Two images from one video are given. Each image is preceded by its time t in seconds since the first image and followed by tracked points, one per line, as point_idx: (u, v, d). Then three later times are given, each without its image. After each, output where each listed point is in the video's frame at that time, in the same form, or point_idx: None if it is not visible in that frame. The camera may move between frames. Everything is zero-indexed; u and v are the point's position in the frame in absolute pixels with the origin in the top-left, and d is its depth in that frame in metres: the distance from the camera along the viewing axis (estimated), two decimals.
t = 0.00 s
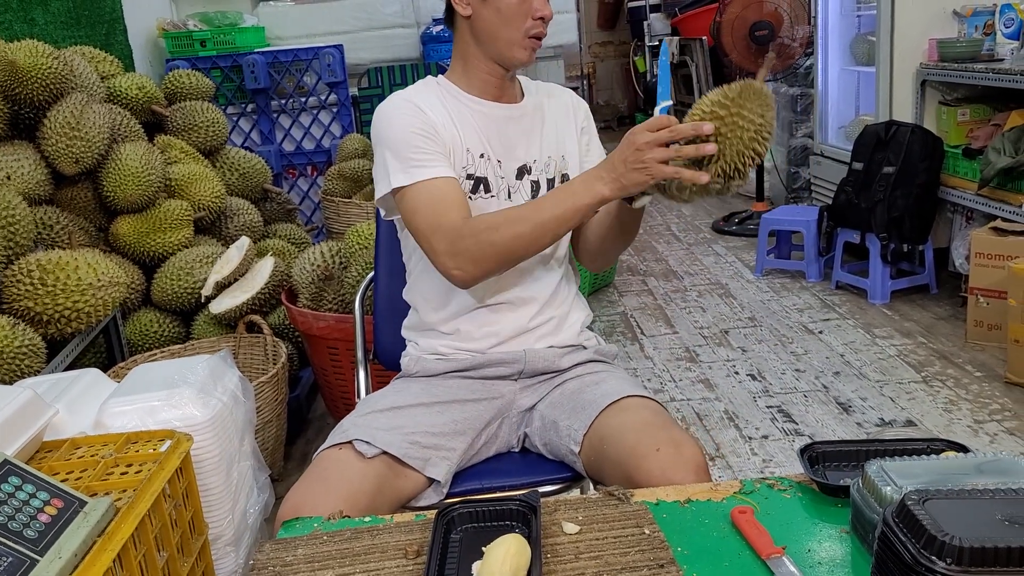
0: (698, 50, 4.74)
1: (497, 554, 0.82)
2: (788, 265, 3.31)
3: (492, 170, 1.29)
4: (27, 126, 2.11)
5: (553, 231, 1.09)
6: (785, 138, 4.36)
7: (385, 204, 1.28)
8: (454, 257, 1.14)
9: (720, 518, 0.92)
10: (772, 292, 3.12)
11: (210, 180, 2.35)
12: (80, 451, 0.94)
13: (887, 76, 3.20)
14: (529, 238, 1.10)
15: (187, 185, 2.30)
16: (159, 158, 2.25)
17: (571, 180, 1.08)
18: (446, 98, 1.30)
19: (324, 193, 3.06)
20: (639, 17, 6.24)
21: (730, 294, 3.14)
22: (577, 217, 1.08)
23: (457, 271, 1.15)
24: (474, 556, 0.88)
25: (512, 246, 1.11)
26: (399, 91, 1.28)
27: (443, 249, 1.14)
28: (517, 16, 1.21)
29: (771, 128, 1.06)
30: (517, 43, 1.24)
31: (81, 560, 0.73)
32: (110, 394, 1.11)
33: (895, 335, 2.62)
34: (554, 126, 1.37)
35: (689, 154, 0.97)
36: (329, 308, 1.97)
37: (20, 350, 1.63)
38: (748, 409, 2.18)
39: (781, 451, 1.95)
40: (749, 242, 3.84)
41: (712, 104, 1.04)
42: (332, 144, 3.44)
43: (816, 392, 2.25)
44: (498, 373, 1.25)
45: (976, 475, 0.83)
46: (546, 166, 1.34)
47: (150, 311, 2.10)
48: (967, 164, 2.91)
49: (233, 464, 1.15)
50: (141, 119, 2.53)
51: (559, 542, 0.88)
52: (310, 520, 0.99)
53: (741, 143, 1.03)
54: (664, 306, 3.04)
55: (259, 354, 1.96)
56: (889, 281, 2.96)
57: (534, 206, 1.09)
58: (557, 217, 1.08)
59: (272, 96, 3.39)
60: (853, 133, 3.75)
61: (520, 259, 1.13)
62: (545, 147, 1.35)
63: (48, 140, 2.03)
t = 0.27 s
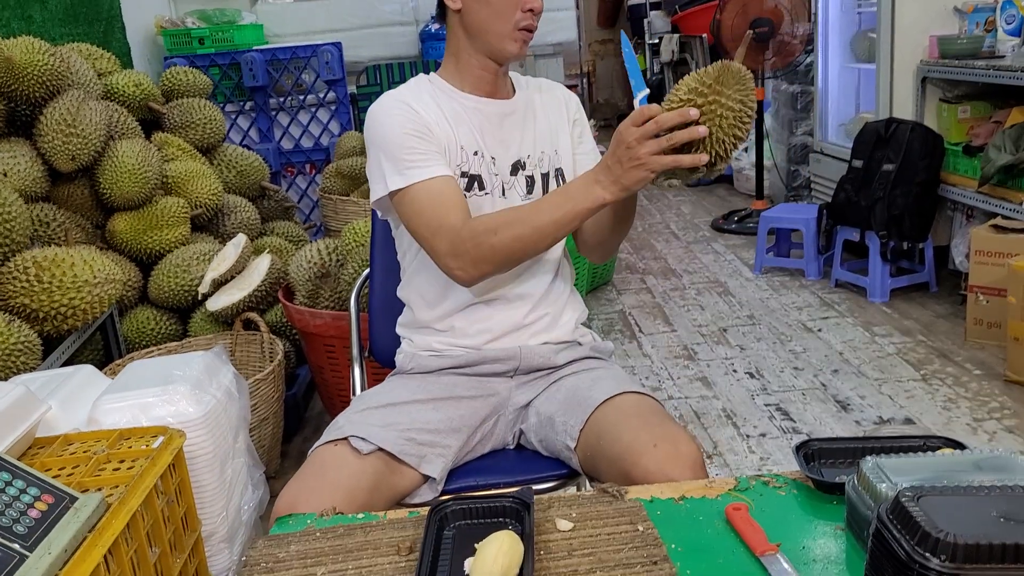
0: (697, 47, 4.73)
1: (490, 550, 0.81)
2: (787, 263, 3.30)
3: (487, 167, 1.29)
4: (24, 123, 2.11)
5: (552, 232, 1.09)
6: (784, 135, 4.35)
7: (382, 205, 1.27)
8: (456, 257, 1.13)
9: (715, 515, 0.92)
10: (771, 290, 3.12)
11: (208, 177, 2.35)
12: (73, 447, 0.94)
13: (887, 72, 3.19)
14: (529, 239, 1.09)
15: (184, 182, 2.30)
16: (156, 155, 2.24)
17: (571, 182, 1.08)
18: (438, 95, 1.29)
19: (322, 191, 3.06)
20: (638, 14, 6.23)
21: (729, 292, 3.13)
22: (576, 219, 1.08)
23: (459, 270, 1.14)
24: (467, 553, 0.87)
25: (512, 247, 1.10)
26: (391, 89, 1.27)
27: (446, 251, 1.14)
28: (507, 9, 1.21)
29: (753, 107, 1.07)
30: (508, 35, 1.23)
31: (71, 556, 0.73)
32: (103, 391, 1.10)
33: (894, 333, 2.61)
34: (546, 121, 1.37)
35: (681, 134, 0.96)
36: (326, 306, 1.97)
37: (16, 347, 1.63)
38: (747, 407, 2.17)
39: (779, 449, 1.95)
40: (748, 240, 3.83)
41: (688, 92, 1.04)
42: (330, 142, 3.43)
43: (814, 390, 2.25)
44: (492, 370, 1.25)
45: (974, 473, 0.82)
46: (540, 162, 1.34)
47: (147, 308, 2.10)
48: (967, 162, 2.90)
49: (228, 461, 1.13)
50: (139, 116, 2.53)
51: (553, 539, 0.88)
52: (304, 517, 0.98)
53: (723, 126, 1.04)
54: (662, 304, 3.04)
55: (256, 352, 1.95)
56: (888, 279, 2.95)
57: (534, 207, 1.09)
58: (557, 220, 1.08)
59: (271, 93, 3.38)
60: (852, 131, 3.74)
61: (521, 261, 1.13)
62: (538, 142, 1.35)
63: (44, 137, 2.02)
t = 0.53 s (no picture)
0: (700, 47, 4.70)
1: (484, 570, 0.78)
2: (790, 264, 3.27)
3: (483, 171, 1.26)
4: (19, 123, 2.08)
5: (555, 235, 1.06)
6: (788, 135, 4.32)
7: (379, 215, 1.24)
8: (460, 269, 1.11)
9: (715, 532, 0.89)
10: (773, 292, 3.09)
11: (204, 178, 2.33)
12: (57, 459, 0.91)
13: (891, 73, 3.16)
14: (533, 246, 1.06)
15: (180, 183, 2.27)
16: (152, 155, 2.22)
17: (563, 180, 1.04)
18: (431, 100, 1.27)
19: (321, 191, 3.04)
20: (641, 13, 6.19)
21: (731, 294, 3.11)
22: (575, 219, 1.05)
23: (465, 281, 1.12)
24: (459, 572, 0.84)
25: (517, 254, 1.07)
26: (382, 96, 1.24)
27: (447, 261, 1.11)
28: (491, 10, 1.18)
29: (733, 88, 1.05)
30: (494, 36, 1.20)
31: None
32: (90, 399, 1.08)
33: (898, 337, 2.58)
34: (542, 121, 1.34)
35: (669, 140, 0.93)
36: (322, 309, 1.94)
37: (7, 351, 1.60)
38: (748, 412, 2.14)
39: (781, 456, 1.92)
40: (751, 241, 3.80)
41: (673, 88, 0.99)
42: (330, 142, 3.41)
43: (817, 394, 2.22)
44: (488, 378, 1.23)
45: (981, 490, 0.79)
46: (538, 163, 1.31)
47: (142, 310, 2.08)
48: (972, 164, 2.85)
49: (217, 471, 1.12)
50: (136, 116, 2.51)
51: (550, 556, 0.85)
52: (294, 531, 0.95)
53: (705, 117, 1.02)
54: (664, 306, 3.01)
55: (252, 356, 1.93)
56: (892, 281, 2.92)
57: (531, 210, 1.06)
58: (557, 223, 1.05)
59: (270, 92, 3.36)
60: (856, 131, 3.71)
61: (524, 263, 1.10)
62: (535, 143, 1.32)
63: (38, 137, 2.00)
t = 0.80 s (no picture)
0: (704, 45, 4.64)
1: None
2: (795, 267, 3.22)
3: (481, 180, 1.22)
4: (6, 120, 2.04)
5: (545, 263, 1.04)
6: (792, 135, 4.27)
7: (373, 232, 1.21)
8: (449, 298, 1.09)
9: (721, 557, 0.84)
10: (777, 295, 3.04)
11: (197, 177, 2.28)
12: (28, 477, 0.87)
13: (898, 73, 3.11)
14: (522, 278, 1.05)
15: (172, 183, 2.23)
16: (144, 154, 2.17)
17: (553, 210, 1.01)
18: (423, 107, 1.22)
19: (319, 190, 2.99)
20: (644, 10, 6.14)
21: (735, 297, 3.06)
22: (564, 248, 1.03)
23: (454, 309, 1.10)
24: None
25: (506, 285, 1.06)
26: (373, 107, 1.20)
27: (437, 289, 1.09)
28: (477, 13, 1.13)
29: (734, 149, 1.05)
30: (482, 40, 1.15)
31: None
32: (67, 411, 1.04)
33: (905, 342, 2.53)
34: (542, 122, 1.29)
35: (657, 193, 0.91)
36: (316, 312, 1.89)
37: None
38: (752, 420, 2.10)
39: (785, 465, 1.87)
40: (754, 243, 3.75)
41: (683, 152, 0.99)
42: (329, 139, 3.36)
43: (822, 401, 2.17)
44: (485, 391, 1.18)
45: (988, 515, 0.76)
46: (539, 166, 1.26)
47: (132, 313, 2.03)
48: (980, 165, 2.82)
49: (200, 487, 1.07)
50: (128, 114, 2.46)
51: None
52: (277, 552, 0.90)
53: (699, 181, 1.03)
54: (666, 309, 2.96)
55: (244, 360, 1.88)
56: (898, 285, 2.87)
57: (519, 241, 1.03)
58: (546, 253, 1.03)
59: (269, 88, 3.30)
60: (862, 132, 3.66)
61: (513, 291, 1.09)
62: (535, 145, 1.27)
63: (25, 134, 1.95)
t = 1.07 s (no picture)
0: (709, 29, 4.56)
1: None
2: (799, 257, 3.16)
3: (459, 168, 1.16)
4: None
5: (512, 256, 0.98)
6: (798, 122, 4.20)
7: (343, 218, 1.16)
8: (411, 291, 1.05)
9: (721, 572, 0.79)
10: (781, 286, 2.99)
11: (186, 161, 2.22)
12: None
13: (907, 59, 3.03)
14: (485, 276, 1.00)
15: (159, 168, 2.17)
16: (130, 138, 2.12)
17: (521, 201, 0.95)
18: (401, 89, 1.16)
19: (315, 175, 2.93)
20: None
21: (737, 287, 3.00)
22: (530, 245, 0.97)
23: (417, 304, 1.06)
24: None
25: (468, 279, 1.01)
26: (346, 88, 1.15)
27: (399, 283, 1.05)
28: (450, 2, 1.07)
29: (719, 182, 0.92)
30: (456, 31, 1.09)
31: None
32: (32, 408, 0.99)
33: (910, 335, 2.48)
34: (534, 106, 1.22)
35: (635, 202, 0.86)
36: (306, 302, 1.85)
37: None
38: (754, 415, 2.05)
39: (787, 463, 1.82)
40: (758, 232, 3.69)
41: (659, 151, 0.87)
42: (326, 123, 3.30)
43: (826, 396, 2.12)
44: (477, 391, 1.13)
45: None
46: (527, 154, 1.20)
47: (117, 301, 1.98)
48: (989, 155, 2.74)
49: (174, 489, 1.02)
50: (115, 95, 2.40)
51: None
52: (251, 561, 0.85)
53: (671, 198, 0.90)
54: (667, 299, 2.91)
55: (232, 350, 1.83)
56: (905, 277, 2.81)
57: (484, 235, 0.98)
58: (508, 248, 0.97)
59: (264, 71, 3.23)
60: (870, 120, 3.58)
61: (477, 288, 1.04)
62: (524, 132, 1.21)
63: (4, 116, 1.89)
